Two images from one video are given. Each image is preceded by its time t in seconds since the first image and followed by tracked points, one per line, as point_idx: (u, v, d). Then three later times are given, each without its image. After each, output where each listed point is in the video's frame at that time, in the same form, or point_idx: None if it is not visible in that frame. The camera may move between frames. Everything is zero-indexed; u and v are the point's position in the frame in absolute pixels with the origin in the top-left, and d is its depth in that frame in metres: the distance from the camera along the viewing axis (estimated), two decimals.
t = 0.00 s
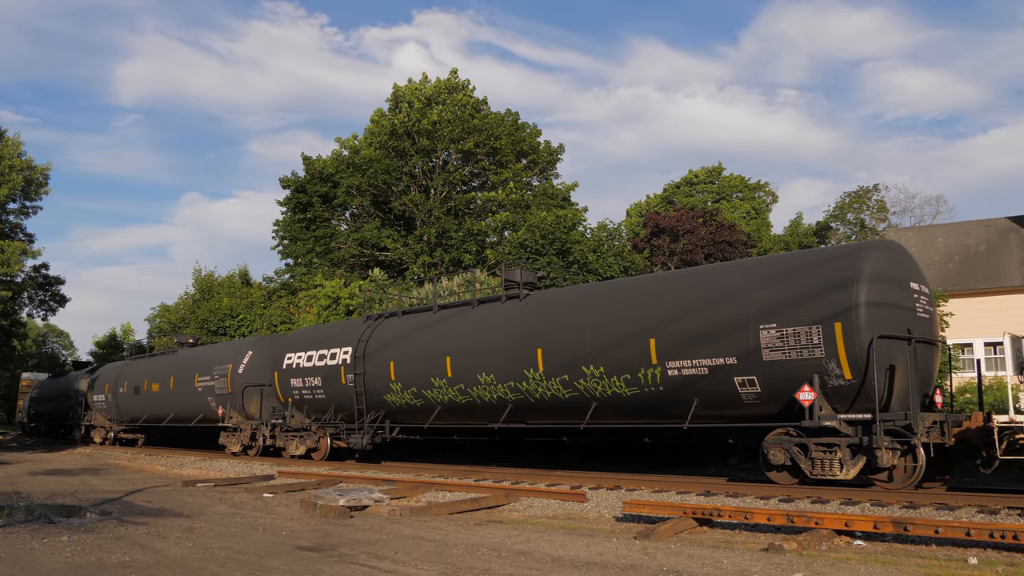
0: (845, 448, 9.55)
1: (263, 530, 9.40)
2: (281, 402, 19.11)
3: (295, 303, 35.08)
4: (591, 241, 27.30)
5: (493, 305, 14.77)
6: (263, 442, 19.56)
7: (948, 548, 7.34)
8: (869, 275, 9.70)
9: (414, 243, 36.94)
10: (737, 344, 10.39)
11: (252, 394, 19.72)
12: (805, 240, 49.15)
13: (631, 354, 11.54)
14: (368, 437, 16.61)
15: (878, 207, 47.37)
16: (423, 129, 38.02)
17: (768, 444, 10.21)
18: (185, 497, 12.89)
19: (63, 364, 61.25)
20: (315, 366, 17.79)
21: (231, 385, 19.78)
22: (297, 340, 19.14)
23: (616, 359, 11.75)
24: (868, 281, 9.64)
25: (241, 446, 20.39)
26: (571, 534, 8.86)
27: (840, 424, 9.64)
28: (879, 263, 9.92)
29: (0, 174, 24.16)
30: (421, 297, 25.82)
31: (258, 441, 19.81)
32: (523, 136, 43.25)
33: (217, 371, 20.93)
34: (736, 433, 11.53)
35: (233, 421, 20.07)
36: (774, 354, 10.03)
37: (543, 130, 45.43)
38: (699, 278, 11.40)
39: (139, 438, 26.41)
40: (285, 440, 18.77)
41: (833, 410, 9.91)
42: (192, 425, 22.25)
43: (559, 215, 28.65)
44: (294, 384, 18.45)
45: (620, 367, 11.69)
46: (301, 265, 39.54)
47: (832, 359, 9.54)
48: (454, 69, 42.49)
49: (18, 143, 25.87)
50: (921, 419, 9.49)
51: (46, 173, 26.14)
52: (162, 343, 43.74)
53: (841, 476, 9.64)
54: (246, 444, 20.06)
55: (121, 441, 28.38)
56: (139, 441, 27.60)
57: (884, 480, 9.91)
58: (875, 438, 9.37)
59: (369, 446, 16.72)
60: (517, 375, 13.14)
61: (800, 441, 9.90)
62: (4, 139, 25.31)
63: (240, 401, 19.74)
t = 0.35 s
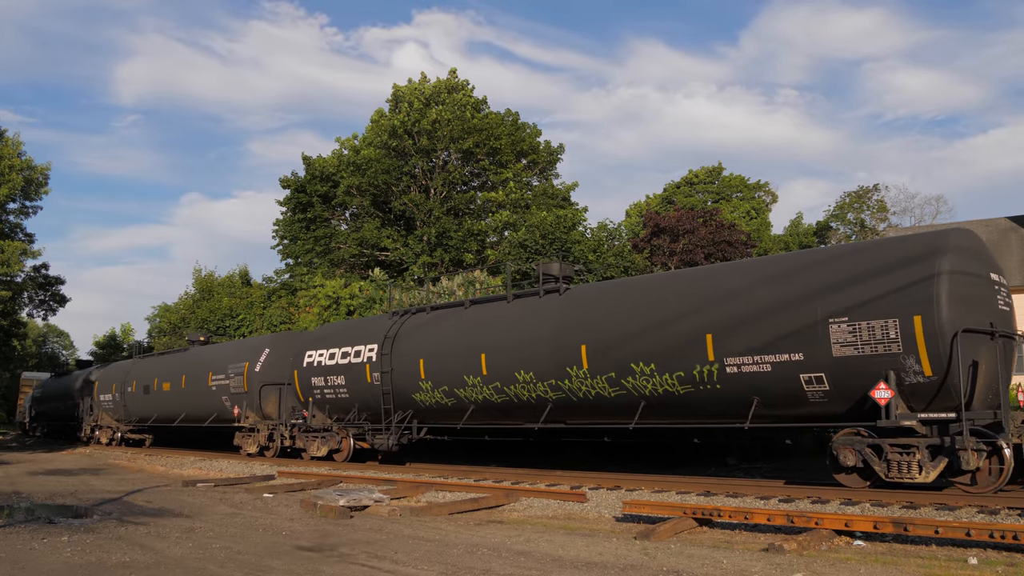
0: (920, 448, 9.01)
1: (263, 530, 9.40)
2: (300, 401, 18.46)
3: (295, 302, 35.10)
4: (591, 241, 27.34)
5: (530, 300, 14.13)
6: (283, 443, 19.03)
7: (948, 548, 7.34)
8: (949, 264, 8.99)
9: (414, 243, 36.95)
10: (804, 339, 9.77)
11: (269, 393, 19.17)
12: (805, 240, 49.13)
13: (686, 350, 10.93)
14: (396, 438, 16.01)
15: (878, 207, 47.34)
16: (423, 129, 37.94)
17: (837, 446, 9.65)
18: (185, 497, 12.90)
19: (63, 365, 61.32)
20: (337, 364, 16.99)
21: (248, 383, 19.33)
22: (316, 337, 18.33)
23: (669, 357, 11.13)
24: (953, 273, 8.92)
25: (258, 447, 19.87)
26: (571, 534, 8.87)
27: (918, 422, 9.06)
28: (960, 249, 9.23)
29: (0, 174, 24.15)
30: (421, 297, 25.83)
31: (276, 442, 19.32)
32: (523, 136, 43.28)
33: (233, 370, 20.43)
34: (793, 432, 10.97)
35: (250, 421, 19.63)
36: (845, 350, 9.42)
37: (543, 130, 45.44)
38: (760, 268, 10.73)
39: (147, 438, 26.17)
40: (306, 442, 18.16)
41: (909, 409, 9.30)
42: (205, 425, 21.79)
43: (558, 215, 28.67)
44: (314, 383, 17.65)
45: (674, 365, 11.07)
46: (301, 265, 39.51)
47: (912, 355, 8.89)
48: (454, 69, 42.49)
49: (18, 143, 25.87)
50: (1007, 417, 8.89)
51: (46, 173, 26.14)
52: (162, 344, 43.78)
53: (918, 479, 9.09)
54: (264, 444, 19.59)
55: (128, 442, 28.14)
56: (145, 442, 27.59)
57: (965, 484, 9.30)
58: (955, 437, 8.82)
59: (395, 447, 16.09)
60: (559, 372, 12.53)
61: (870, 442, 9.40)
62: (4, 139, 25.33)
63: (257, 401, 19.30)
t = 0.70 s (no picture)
0: (1009, 452, 8.32)
1: (263, 530, 9.40)
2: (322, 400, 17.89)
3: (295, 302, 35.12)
4: (590, 240, 27.39)
5: (570, 294, 13.48)
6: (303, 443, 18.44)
7: (948, 547, 7.34)
8: None
9: (414, 243, 36.92)
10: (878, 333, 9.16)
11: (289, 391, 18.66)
12: (804, 240, 49.14)
13: (747, 346, 10.32)
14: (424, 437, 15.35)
15: (878, 207, 47.34)
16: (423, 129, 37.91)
17: (917, 446, 9.13)
18: (185, 497, 12.90)
19: (64, 365, 61.38)
20: (362, 362, 16.35)
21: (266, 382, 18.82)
22: (337, 334, 17.71)
23: (727, 353, 10.52)
24: None
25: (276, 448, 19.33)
26: (571, 534, 8.87)
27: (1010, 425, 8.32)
28: None
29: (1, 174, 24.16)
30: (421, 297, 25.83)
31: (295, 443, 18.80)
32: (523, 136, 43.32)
33: (249, 368, 19.98)
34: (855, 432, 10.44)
35: (268, 421, 19.16)
36: (925, 344, 8.81)
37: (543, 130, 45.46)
38: (827, 258, 10.07)
39: (156, 438, 25.93)
40: (329, 442, 17.56)
41: (995, 407, 8.62)
42: (219, 424, 21.32)
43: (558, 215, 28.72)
44: (338, 382, 17.03)
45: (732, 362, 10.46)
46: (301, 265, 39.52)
47: (1000, 351, 8.27)
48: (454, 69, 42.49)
49: (18, 143, 25.88)
50: None
51: (46, 173, 26.15)
52: (162, 344, 43.78)
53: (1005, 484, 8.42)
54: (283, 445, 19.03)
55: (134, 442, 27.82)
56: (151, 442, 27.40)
57: None
58: None
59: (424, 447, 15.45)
60: (604, 370, 11.93)
61: (953, 443, 8.79)
62: (4, 139, 25.33)
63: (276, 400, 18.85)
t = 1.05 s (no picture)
0: None
1: (263, 530, 9.40)
2: (346, 399, 17.44)
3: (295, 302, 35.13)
4: (590, 241, 27.42)
5: (614, 288, 12.75)
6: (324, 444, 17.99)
7: (948, 548, 7.34)
8: None
9: (414, 243, 36.92)
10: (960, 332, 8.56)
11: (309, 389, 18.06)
12: (804, 240, 49.14)
13: (813, 344, 9.72)
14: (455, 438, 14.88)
15: (878, 207, 47.32)
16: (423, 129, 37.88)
17: (1005, 449, 8.51)
18: (185, 497, 12.90)
19: (63, 365, 61.47)
20: (389, 360, 15.86)
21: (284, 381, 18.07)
22: (362, 331, 17.31)
23: (792, 351, 9.92)
24: None
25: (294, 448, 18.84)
26: (571, 534, 8.86)
27: None
28: None
29: (1, 174, 24.14)
30: (421, 297, 25.86)
31: (315, 443, 18.33)
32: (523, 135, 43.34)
33: (266, 367, 19.15)
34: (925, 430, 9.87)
35: (286, 421, 18.48)
36: (1016, 340, 8.20)
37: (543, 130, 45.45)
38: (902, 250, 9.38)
39: (164, 440, 25.53)
40: (353, 444, 17.11)
41: None
42: (234, 424, 20.54)
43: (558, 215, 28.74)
44: (363, 380, 16.57)
45: (797, 361, 9.88)
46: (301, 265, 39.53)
47: None
48: (455, 69, 42.48)
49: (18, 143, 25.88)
50: None
51: (46, 173, 26.15)
52: (161, 343, 43.80)
53: None
54: (302, 446, 18.53)
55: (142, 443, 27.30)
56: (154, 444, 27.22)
57: None
58: None
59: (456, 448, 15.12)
60: (654, 368, 11.33)
61: None
62: (4, 139, 25.33)
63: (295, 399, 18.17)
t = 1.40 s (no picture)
0: None
1: (263, 530, 9.40)
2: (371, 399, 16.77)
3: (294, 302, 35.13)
4: (590, 241, 27.43)
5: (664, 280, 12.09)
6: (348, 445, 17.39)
7: (948, 548, 7.34)
8: None
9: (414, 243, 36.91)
10: (1001, 332, 8.27)
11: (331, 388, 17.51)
12: (804, 240, 49.15)
13: (847, 343, 9.45)
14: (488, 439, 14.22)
15: (878, 207, 47.34)
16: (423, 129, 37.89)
17: None
18: (185, 497, 12.90)
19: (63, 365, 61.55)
20: (419, 357, 15.17)
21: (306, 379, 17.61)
22: (387, 327, 16.60)
23: (826, 351, 9.63)
24: None
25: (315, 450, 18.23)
26: (571, 534, 8.86)
27: None
28: None
29: (1, 174, 24.14)
30: (421, 297, 25.83)
31: (337, 445, 17.74)
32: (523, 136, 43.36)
33: (286, 365, 18.65)
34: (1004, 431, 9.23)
35: (308, 422, 17.86)
36: None
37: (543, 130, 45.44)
38: (936, 245, 9.11)
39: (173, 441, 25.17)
40: (379, 444, 16.43)
41: None
42: (250, 424, 20.18)
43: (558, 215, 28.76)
44: (390, 378, 15.88)
45: (832, 361, 9.60)
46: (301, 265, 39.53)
47: None
48: (455, 69, 42.45)
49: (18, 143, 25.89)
50: None
51: (46, 173, 26.16)
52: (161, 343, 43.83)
53: None
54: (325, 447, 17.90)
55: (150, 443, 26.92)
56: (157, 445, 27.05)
57: None
58: None
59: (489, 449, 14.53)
60: (700, 366, 10.82)
61: None
62: (4, 139, 25.34)
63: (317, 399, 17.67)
